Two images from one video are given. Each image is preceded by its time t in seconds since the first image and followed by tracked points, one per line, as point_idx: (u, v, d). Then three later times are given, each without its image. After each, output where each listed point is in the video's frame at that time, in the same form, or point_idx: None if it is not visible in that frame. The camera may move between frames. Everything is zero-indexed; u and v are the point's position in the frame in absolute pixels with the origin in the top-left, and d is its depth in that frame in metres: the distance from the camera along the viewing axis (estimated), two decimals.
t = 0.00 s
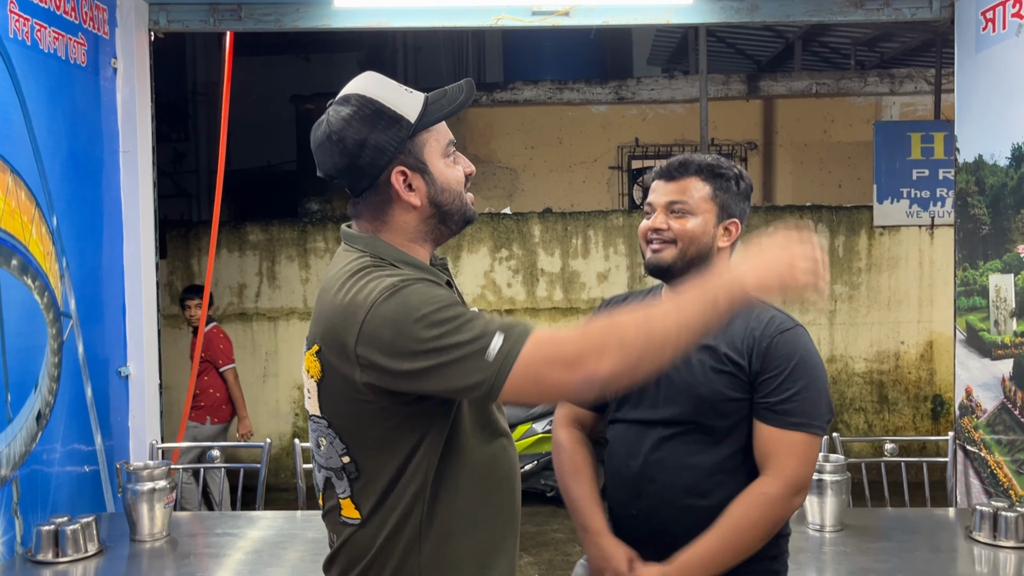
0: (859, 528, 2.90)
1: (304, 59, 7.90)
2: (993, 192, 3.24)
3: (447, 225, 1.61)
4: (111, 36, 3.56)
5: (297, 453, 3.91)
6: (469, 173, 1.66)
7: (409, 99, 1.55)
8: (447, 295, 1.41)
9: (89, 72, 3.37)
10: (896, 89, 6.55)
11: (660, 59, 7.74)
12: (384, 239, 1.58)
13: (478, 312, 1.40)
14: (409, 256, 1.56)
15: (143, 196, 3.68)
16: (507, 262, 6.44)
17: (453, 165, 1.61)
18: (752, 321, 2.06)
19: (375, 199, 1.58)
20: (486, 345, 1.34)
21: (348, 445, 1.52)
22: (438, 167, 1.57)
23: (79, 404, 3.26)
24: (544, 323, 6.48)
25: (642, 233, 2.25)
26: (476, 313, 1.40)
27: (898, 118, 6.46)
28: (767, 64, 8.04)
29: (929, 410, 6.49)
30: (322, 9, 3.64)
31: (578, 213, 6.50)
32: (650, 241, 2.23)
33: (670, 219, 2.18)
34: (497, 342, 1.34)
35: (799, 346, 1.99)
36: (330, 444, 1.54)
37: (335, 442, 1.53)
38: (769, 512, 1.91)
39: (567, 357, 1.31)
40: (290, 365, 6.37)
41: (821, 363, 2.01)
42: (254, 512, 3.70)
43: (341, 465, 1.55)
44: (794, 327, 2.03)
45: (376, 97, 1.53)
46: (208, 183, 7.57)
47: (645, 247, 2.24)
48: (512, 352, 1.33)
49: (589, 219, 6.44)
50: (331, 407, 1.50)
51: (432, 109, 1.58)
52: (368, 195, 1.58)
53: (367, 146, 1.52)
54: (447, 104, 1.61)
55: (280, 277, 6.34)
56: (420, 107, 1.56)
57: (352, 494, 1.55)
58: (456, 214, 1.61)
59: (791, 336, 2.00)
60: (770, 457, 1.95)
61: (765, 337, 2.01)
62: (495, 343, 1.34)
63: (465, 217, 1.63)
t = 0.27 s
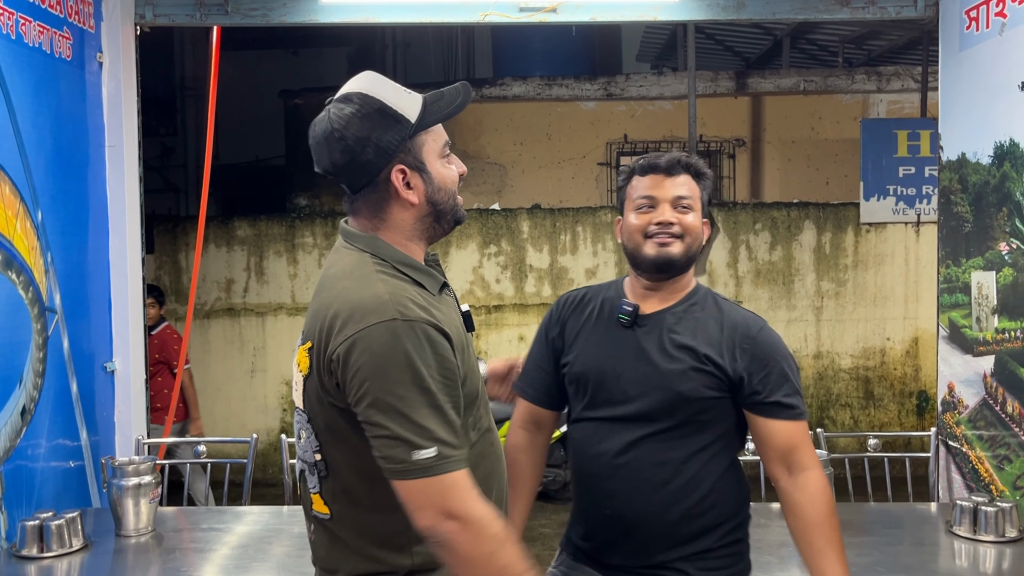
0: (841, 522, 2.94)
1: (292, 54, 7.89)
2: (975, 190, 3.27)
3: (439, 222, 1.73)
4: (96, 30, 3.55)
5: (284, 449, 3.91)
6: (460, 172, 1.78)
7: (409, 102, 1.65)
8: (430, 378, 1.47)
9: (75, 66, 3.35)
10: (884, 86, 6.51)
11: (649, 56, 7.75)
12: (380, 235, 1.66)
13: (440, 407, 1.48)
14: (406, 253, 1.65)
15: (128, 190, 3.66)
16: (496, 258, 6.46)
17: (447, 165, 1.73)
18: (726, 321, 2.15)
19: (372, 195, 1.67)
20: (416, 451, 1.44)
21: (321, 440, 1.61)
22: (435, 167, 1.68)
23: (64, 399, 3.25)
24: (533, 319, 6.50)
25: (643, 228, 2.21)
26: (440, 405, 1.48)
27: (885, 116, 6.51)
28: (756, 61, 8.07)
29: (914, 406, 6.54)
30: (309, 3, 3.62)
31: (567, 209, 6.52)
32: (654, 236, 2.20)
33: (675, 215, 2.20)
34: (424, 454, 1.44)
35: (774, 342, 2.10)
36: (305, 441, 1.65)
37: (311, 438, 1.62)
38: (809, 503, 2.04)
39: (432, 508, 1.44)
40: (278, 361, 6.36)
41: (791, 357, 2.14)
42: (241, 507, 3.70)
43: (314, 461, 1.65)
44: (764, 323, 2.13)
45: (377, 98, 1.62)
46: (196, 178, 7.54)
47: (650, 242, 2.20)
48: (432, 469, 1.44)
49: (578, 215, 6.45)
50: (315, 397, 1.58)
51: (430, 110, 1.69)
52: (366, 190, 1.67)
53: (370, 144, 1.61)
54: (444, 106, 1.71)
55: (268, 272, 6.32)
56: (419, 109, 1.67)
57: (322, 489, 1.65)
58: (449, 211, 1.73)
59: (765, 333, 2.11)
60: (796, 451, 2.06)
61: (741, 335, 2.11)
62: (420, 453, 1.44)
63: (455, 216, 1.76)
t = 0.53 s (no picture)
0: (822, 518, 2.96)
1: (280, 51, 7.88)
2: (955, 191, 3.31)
3: (431, 228, 1.74)
4: (80, 26, 3.54)
5: (269, 446, 3.91)
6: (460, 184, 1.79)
7: (408, 109, 1.69)
8: (366, 376, 1.51)
9: (59, 61, 3.34)
10: (868, 86, 6.65)
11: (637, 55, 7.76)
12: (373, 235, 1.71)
13: (363, 405, 1.52)
14: (396, 253, 1.69)
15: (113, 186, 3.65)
16: (482, 255, 6.44)
17: (444, 174, 1.74)
18: (651, 312, 2.18)
19: (365, 195, 1.71)
20: (320, 432, 1.51)
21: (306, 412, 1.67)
22: (428, 175, 1.70)
23: (47, 396, 3.24)
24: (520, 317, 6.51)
25: (600, 233, 2.15)
26: (366, 404, 1.52)
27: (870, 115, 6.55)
28: (743, 61, 8.10)
29: (898, 404, 6.58)
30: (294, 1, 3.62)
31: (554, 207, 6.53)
32: (613, 241, 2.16)
33: (624, 218, 2.19)
34: (323, 438, 1.51)
35: (694, 327, 2.17)
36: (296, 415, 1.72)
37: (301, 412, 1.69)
38: (737, 471, 2.06)
39: (308, 486, 1.53)
40: (264, 357, 6.34)
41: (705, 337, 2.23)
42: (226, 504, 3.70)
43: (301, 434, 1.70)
44: (681, 309, 2.20)
45: (376, 103, 1.68)
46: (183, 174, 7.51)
47: (613, 247, 2.15)
48: (326, 454, 1.51)
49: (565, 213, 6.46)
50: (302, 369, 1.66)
51: (429, 119, 1.72)
52: (362, 190, 1.72)
53: (365, 147, 1.66)
54: (446, 117, 1.75)
55: (254, 269, 6.31)
56: (418, 117, 1.70)
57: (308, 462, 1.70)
58: (441, 219, 1.75)
59: (684, 320, 2.17)
60: (722, 425, 2.09)
61: (669, 323, 2.16)
62: (317, 437, 1.51)
63: (448, 223, 1.76)
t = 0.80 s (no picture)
0: (799, 516, 2.99)
1: (263, 48, 7.83)
2: (932, 192, 3.34)
3: (420, 225, 1.93)
4: (59, 19, 3.49)
5: (249, 444, 3.90)
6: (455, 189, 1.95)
7: (407, 117, 1.90)
8: (351, 334, 1.66)
9: (36, 56, 3.31)
10: (850, 88, 6.71)
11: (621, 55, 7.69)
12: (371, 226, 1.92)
13: (350, 362, 1.66)
14: (390, 239, 1.89)
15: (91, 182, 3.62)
16: (465, 254, 6.44)
17: (436, 178, 1.91)
18: (590, 301, 2.47)
19: (366, 191, 1.95)
20: (311, 386, 1.66)
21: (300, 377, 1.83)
22: (417, 177, 1.89)
23: (23, 393, 3.21)
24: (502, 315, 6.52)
25: (538, 230, 2.37)
26: (353, 361, 1.66)
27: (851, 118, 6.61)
28: (725, 62, 8.15)
29: (876, 404, 6.64)
30: None
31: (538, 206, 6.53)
32: (550, 237, 2.38)
33: (557, 214, 2.42)
34: (314, 394, 1.65)
35: (625, 316, 2.50)
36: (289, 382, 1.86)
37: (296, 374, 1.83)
38: (644, 447, 2.47)
39: (307, 438, 1.67)
40: (245, 356, 6.30)
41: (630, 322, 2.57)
42: (205, 502, 3.68)
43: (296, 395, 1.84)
44: (615, 298, 2.51)
45: (379, 109, 1.91)
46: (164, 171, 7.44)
47: (551, 242, 2.37)
48: (317, 406, 1.65)
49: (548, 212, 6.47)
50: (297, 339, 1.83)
51: (424, 128, 1.90)
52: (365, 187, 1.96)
53: (362, 147, 1.91)
54: (444, 128, 1.92)
55: (236, 267, 6.27)
56: (413, 125, 1.89)
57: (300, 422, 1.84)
58: (429, 218, 1.91)
59: (619, 308, 2.50)
60: (639, 406, 2.49)
61: (607, 312, 2.47)
62: (307, 391, 1.66)
63: (437, 224, 1.92)
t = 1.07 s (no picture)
0: (764, 515, 3.01)
1: (232, 45, 7.73)
2: (896, 195, 3.39)
3: (393, 227, 2.02)
4: (20, 12, 3.41)
5: (214, 445, 3.83)
6: (428, 194, 2.04)
7: (384, 125, 2.00)
8: (378, 309, 1.64)
9: None
10: (817, 93, 6.81)
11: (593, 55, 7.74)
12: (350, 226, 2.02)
13: (383, 336, 1.63)
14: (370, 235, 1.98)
15: (51, 177, 3.53)
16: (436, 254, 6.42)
17: (409, 183, 2.01)
18: (538, 295, 2.53)
19: (346, 194, 2.06)
20: (352, 360, 1.59)
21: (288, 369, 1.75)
22: (390, 180, 1.99)
23: None
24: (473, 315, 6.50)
25: (489, 227, 2.46)
26: (384, 335, 1.64)
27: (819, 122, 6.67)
28: (696, 66, 8.21)
29: (842, 405, 6.72)
30: None
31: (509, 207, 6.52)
32: (502, 233, 2.47)
33: (505, 213, 2.52)
34: (360, 367, 1.59)
35: (572, 308, 2.61)
36: (274, 363, 1.79)
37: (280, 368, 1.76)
38: (614, 434, 2.63)
39: (358, 412, 1.59)
40: (212, 356, 6.21)
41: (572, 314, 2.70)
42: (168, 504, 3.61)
43: (277, 385, 1.79)
44: (557, 291, 2.61)
45: (360, 118, 2.02)
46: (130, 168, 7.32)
47: (502, 239, 2.47)
48: (364, 378, 1.59)
49: (519, 213, 6.46)
50: (282, 332, 1.74)
51: (399, 135, 2.00)
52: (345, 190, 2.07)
53: (341, 152, 2.02)
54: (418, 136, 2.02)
55: (203, 266, 6.18)
56: (388, 132, 1.99)
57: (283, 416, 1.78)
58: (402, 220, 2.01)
59: (564, 300, 2.59)
60: (600, 394, 2.63)
61: (555, 305, 2.55)
62: (351, 366, 1.59)
63: (409, 227, 2.02)
